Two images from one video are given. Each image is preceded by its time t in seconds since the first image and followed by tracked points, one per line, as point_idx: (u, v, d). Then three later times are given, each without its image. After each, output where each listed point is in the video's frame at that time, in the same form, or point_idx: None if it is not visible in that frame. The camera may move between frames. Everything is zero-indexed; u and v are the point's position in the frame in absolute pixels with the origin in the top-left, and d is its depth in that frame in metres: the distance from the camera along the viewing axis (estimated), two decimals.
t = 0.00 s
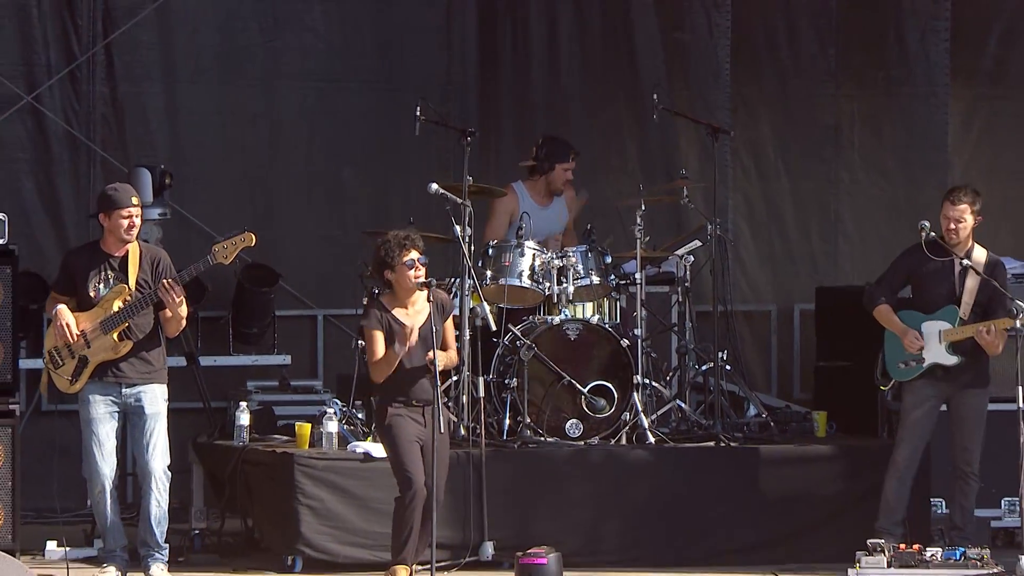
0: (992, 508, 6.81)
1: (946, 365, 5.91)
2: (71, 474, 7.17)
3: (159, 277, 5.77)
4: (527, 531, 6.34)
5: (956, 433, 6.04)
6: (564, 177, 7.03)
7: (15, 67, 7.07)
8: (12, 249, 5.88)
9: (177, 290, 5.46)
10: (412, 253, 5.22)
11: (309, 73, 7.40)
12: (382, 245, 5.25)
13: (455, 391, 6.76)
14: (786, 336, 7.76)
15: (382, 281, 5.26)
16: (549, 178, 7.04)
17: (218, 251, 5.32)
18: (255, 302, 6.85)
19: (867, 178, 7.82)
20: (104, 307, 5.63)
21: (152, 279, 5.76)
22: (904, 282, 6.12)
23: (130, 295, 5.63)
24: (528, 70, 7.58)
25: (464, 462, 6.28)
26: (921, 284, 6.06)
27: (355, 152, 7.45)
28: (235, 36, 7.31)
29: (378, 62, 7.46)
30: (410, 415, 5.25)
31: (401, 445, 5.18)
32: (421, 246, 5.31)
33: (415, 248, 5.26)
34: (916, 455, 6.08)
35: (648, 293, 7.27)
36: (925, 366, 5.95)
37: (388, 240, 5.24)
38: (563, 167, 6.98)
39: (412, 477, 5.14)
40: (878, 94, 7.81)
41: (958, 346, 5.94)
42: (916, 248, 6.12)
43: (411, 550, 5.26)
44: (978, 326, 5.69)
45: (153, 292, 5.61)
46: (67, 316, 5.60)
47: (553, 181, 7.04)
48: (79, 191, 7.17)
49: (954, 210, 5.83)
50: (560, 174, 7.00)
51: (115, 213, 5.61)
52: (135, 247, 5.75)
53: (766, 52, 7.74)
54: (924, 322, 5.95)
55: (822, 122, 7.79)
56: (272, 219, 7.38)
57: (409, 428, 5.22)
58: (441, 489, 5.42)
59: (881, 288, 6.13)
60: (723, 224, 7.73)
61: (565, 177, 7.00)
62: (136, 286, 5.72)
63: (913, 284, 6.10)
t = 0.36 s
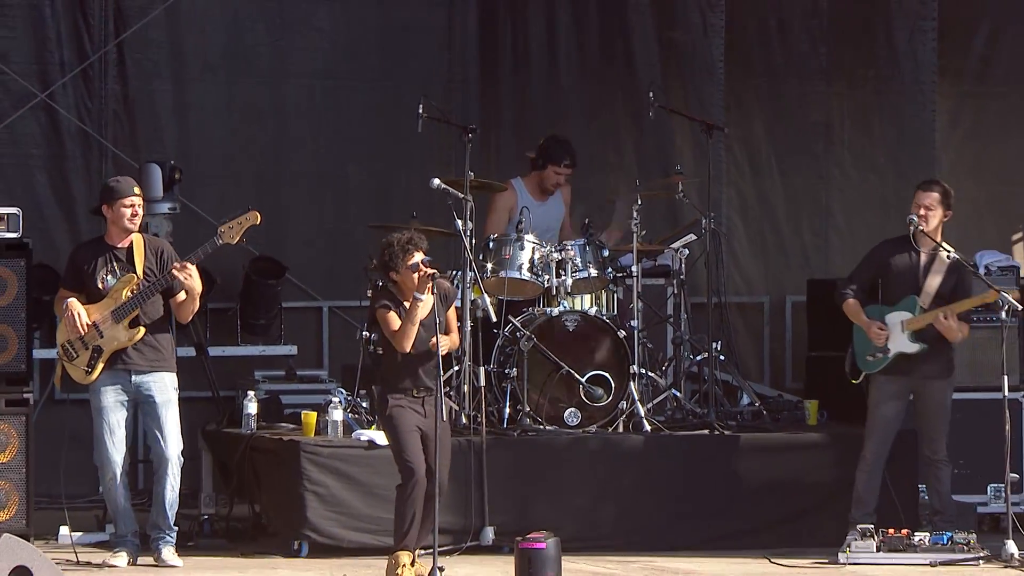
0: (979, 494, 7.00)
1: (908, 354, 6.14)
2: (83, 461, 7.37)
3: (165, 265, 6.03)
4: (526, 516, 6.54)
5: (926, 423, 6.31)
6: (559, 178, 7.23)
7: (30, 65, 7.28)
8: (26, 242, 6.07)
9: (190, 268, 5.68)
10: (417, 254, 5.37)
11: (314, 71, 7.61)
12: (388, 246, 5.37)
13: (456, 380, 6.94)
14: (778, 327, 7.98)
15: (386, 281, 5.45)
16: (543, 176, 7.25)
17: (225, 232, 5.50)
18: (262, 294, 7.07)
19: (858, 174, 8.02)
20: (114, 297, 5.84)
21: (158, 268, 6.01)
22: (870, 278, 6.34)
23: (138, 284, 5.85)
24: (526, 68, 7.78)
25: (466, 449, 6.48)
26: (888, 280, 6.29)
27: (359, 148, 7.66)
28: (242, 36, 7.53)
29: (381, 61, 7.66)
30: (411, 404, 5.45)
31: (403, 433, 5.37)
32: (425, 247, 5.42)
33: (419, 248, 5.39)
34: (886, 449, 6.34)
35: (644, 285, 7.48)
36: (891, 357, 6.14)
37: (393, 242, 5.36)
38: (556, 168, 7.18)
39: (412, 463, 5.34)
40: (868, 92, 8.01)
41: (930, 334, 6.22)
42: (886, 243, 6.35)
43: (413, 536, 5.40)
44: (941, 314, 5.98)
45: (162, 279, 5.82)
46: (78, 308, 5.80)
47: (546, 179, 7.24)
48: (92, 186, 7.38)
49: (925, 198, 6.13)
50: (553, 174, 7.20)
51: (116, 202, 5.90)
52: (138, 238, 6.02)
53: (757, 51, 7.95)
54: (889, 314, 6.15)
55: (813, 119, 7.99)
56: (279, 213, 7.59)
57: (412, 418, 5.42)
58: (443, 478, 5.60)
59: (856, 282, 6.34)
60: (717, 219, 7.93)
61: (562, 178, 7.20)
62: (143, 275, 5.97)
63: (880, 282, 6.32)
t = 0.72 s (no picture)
0: (966, 480, 7.21)
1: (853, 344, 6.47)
2: (97, 449, 7.60)
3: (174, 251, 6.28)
4: (527, 501, 6.75)
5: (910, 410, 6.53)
6: (559, 176, 7.44)
7: (44, 64, 7.51)
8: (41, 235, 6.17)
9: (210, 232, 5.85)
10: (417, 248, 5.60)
11: (321, 70, 7.83)
12: (389, 241, 5.61)
13: (459, 369, 7.16)
14: (771, 319, 8.20)
15: (391, 273, 5.66)
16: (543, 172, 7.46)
17: (228, 208, 5.62)
18: (269, 287, 7.27)
19: (849, 170, 8.23)
20: (124, 283, 6.11)
21: (167, 253, 6.25)
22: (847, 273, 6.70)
23: (147, 267, 6.12)
24: (526, 67, 8.00)
25: (468, 437, 6.71)
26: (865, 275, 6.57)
27: (364, 144, 7.88)
28: (251, 35, 7.75)
29: (385, 60, 7.88)
30: (417, 394, 5.67)
31: (408, 423, 5.60)
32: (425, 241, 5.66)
33: (419, 243, 5.62)
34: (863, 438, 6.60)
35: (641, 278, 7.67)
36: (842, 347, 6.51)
37: (393, 237, 5.60)
38: (556, 167, 7.39)
39: (419, 452, 5.57)
40: (859, 90, 8.22)
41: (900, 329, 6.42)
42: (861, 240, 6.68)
43: (418, 522, 5.67)
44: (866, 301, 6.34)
45: (171, 258, 6.12)
46: (89, 296, 6.04)
47: (546, 176, 7.44)
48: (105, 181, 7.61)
49: (881, 190, 6.52)
50: (553, 171, 7.41)
51: (119, 193, 6.18)
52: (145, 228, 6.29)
53: (751, 50, 8.17)
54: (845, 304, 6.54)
55: (806, 116, 8.21)
56: (286, 207, 7.81)
57: (417, 408, 5.64)
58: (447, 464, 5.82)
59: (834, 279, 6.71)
60: (712, 213, 8.15)
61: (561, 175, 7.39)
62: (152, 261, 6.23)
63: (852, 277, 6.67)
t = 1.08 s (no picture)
0: (955, 466, 7.41)
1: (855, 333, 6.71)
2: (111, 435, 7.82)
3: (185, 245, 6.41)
4: (530, 485, 6.96)
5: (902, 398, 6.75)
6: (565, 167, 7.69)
7: (59, 62, 7.73)
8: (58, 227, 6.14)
9: (214, 222, 6.02)
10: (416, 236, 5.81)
11: (328, 67, 8.05)
12: (390, 232, 5.81)
13: (463, 358, 7.34)
14: (766, 309, 8.43)
15: (394, 263, 5.87)
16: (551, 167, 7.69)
17: (233, 198, 5.72)
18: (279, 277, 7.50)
19: (842, 164, 8.47)
20: (135, 275, 6.26)
21: (177, 246, 6.40)
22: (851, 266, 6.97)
23: (158, 259, 6.28)
24: (529, 64, 8.22)
25: (472, 424, 6.89)
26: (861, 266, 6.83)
27: (371, 140, 8.11)
28: (260, 33, 7.97)
29: (391, 57, 8.10)
30: (421, 381, 5.89)
31: (412, 408, 5.81)
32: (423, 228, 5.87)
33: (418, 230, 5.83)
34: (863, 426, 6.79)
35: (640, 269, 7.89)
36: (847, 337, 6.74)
37: (393, 227, 5.81)
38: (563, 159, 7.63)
39: (421, 439, 5.77)
40: (853, 86, 8.45)
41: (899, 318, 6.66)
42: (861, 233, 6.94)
43: (421, 506, 5.86)
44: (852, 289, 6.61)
45: (180, 249, 6.29)
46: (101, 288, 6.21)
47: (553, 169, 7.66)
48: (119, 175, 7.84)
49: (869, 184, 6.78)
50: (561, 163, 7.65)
51: (124, 185, 6.39)
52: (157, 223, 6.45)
53: (747, 48, 8.38)
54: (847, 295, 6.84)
55: (801, 112, 8.42)
56: (295, 201, 8.05)
57: (421, 395, 5.86)
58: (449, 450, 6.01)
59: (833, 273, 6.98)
60: (710, 206, 8.37)
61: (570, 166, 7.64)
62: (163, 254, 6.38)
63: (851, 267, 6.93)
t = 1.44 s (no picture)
0: (946, 452, 7.62)
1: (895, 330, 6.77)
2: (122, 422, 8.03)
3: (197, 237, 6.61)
4: (532, 471, 7.15)
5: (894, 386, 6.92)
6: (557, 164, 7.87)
7: (73, 58, 7.95)
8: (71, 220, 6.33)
9: (227, 216, 6.20)
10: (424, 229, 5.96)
11: (335, 64, 8.27)
12: (398, 224, 5.95)
13: (467, 347, 7.53)
14: (762, 300, 8.64)
15: (401, 254, 6.03)
16: (544, 163, 7.89)
17: (247, 194, 5.88)
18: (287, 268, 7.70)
19: (835, 159, 8.70)
20: (149, 265, 6.46)
21: (190, 238, 6.59)
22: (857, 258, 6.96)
23: (171, 250, 6.46)
24: (531, 61, 8.42)
25: (475, 412, 7.08)
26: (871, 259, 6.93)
27: (376, 135, 8.33)
28: (268, 31, 8.20)
29: (396, 54, 8.31)
30: (428, 368, 6.05)
31: (420, 395, 5.99)
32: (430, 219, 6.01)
33: (425, 223, 5.97)
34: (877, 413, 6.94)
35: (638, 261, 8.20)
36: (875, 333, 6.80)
37: (401, 220, 5.94)
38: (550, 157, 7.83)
39: (431, 427, 5.96)
40: (845, 83, 8.67)
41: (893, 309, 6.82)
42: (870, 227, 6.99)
43: (429, 490, 6.00)
44: (914, 296, 6.62)
45: (192, 241, 6.44)
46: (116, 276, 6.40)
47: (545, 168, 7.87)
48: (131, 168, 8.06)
49: (893, 183, 6.77)
50: (550, 161, 7.84)
51: (137, 177, 6.56)
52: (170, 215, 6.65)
53: (743, 45, 8.60)
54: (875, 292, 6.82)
55: (795, 107, 8.65)
56: (303, 194, 8.26)
57: (430, 382, 6.03)
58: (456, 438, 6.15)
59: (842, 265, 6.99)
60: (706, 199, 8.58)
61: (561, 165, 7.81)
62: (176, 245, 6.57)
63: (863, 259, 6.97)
